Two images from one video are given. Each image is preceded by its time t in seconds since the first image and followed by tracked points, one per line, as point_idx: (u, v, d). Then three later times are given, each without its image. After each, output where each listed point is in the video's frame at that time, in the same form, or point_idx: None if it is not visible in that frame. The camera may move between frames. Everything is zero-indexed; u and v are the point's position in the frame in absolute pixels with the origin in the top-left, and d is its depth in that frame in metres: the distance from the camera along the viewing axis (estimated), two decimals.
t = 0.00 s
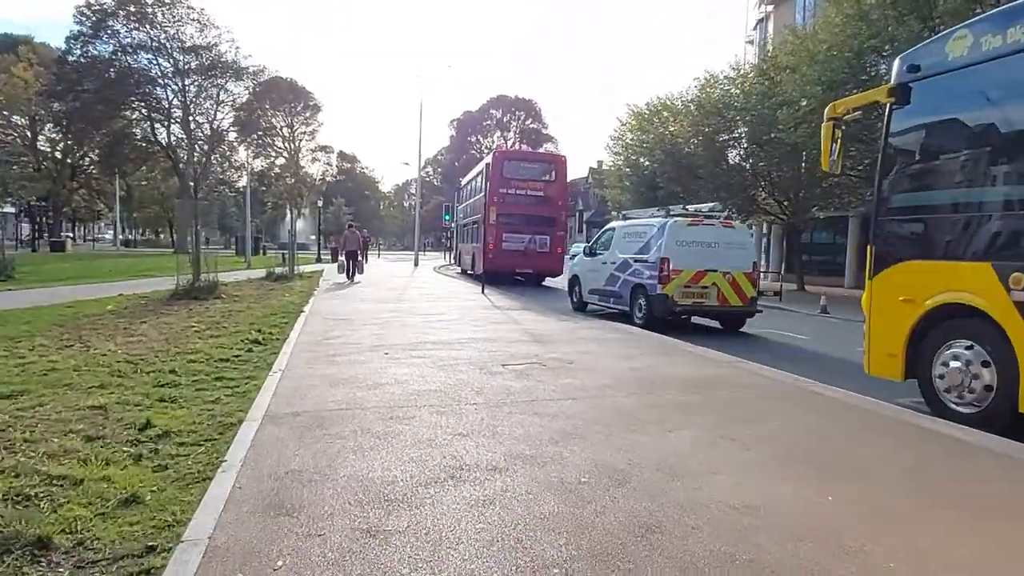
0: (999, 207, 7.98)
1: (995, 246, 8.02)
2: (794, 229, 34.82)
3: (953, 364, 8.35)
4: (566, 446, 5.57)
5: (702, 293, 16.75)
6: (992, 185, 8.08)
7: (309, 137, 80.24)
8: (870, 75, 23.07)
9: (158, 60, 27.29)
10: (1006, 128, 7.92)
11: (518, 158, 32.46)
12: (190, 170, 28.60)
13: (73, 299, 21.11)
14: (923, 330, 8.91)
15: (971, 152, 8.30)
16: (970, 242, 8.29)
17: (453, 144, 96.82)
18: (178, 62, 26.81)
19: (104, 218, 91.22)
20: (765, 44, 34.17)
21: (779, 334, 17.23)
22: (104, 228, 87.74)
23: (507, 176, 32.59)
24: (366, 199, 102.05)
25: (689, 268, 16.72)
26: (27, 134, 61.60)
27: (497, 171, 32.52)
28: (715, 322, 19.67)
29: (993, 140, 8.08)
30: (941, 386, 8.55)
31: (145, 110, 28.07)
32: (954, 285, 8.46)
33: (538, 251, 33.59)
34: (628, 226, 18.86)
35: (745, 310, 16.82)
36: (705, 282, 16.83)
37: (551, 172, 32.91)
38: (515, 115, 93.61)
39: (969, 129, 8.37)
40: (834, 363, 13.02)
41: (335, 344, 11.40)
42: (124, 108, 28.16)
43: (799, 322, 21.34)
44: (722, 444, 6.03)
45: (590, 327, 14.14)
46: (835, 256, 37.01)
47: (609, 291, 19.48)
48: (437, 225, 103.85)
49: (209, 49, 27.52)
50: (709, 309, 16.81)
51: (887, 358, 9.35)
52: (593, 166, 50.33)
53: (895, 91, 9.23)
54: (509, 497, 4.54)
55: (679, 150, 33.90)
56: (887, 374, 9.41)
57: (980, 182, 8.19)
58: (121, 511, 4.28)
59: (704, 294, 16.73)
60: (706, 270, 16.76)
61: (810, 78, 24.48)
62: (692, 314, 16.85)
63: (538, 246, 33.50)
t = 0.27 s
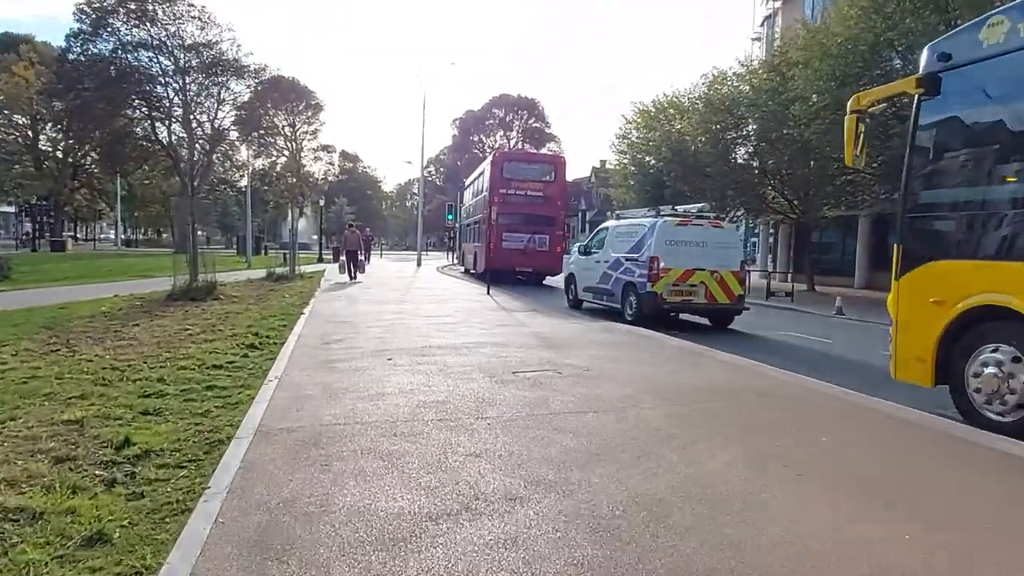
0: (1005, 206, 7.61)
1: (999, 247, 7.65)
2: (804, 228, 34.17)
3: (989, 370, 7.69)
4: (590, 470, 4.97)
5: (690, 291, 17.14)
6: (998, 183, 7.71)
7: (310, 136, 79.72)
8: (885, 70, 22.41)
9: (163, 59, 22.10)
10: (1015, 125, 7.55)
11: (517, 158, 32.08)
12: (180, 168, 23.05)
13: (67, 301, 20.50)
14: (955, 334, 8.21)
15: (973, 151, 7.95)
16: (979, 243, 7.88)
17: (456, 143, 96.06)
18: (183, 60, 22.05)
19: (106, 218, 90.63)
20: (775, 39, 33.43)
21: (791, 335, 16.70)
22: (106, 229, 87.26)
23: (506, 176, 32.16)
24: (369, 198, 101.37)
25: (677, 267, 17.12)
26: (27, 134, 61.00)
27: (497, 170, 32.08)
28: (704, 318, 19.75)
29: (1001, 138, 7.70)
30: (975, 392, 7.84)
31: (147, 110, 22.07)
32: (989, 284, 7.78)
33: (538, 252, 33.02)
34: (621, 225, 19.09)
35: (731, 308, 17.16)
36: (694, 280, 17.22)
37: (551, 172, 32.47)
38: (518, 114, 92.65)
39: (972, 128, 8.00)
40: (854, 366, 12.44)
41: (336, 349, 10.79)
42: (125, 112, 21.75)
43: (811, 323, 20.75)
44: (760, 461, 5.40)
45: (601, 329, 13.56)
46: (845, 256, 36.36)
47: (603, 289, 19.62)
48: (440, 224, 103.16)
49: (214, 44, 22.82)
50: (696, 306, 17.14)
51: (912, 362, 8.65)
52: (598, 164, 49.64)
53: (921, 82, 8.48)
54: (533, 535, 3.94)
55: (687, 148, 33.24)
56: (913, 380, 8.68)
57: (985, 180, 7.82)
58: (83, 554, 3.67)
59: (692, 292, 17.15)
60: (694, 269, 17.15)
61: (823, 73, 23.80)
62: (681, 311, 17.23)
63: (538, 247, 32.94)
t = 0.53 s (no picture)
0: (1011, 205, 7.29)
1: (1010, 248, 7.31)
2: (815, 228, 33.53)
3: None
4: (630, 505, 4.35)
5: (676, 288, 17.37)
6: (1003, 184, 7.40)
7: (312, 135, 79.25)
8: (902, 65, 21.75)
9: (163, 57, 21.47)
10: (1019, 122, 7.22)
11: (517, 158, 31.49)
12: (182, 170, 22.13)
13: (63, 302, 19.94)
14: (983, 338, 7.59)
15: (980, 149, 7.63)
16: (988, 244, 7.53)
17: (459, 142, 95.31)
18: (184, 57, 21.35)
19: (108, 217, 90.03)
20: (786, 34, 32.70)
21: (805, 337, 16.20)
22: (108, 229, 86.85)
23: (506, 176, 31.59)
24: (372, 197, 100.70)
25: (663, 264, 17.32)
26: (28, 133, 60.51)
27: (496, 171, 31.54)
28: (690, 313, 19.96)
29: (1003, 137, 7.41)
30: (1009, 398, 7.27)
31: (147, 109, 21.35)
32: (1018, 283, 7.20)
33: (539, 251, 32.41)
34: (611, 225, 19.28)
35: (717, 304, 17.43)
36: (679, 277, 17.41)
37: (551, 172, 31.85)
38: (522, 113, 91.74)
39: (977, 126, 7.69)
40: (877, 369, 11.92)
41: (338, 356, 10.17)
42: (125, 110, 21.06)
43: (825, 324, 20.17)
44: (820, 490, 4.82)
45: (615, 332, 12.97)
46: (856, 255, 35.72)
47: (594, 286, 19.85)
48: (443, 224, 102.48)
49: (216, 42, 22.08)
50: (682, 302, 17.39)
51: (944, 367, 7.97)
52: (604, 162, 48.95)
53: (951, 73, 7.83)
54: None
55: (696, 146, 32.57)
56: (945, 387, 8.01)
57: (990, 181, 7.51)
58: None
59: (678, 289, 17.35)
60: (680, 266, 17.34)
61: (838, 69, 23.12)
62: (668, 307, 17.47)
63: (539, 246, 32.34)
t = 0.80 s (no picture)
0: None
1: None
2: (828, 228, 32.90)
3: None
4: (686, 555, 3.77)
5: (661, 287, 17.68)
6: (1018, 185, 7.02)
7: (317, 135, 78.95)
8: (922, 63, 21.10)
9: (168, 57, 20.81)
10: None
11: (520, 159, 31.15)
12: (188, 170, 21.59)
13: (62, 305, 19.42)
14: None
15: (999, 149, 7.21)
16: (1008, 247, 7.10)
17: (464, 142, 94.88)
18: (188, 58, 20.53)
19: (113, 218, 89.71)
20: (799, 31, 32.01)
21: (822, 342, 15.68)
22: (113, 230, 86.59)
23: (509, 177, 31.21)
24: (376, 198, 100.33)
25: (649, 264, 17.68)
26: (33, 134, 60.20)
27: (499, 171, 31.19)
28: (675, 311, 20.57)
29: (1018, 136, 7.04)
30: None
31: (152, 110, 20.87)
32: None
33: (540, 251, 31.86)
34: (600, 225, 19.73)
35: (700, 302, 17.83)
36: (664, 276, 17.77)
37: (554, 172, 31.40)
38: (527, 113, 91.26)
39: (994, 125, 7.28)
40: (901, 376, 11.40)
41: (344, 365, 9.58)
42: (129, 111, 20.72)
43: (841, 327, 19.63)
44: (902, 531, 4.20)
45: (633, 339, 12.37)
46: (869, 257, 35.07)
47: (585, 284, 20.26)
48: (448, 224, 102.10)
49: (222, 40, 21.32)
50: (668, 300, 17.85)
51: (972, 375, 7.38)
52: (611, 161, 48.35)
53: (980, 71, 7.33)
54: None
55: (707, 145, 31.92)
56: (973, 396, 7.41)
57: (1005, 182, 7.13)
58: None
59: (662, 288, 17.69)
60: (664, 265, 17.70)
61: (856, 66, 22.49)
62: (653, 306, 17.84)
63: (541, 246, 31.78)
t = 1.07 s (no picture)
0: None
1: None
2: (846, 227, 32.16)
3: None
4: None
5: (650, 283, 18.92)
6: None
7: (325, 134, 78.55)
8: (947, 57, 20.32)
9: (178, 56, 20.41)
10: None
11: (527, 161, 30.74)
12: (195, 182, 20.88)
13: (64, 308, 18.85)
14: None
15: None
16: None
17: (472, 141, 94.28)
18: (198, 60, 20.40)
19: (122, 217, 89.62)
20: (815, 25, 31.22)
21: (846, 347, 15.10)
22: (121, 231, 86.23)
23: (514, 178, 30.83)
24: (385, 197, 99.93)
25: (638, 261, 18.99)
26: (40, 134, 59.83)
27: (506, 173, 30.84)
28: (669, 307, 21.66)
29: None
30: None
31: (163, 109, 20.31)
32: None
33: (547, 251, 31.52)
34: (595, 225, 21.07)
35: (687, 297, 18.93)
36: (652, 274, 19.03)
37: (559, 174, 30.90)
38: (536, 111, 90.61)
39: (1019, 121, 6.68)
40: (933, 383, 10.84)
41: (350, 374, 8.98)
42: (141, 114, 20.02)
43: (861, 330, 19.09)
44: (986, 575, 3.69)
45: (652, 346, 11.77)
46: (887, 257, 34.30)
47: (583, 282, 21.51)
48: (456, 223, 101.59)
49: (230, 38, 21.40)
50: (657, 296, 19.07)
51: (995, 381, 6.63)
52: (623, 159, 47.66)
53: (1005, 65, 6.71)
54: None
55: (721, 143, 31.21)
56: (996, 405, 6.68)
57: None
58: None
59: (651, 284, 18.94)
60: (653, 263, 18.95)
61: (876, 60, 21.73)
62: (643, 301, 19.06)
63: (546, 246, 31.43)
